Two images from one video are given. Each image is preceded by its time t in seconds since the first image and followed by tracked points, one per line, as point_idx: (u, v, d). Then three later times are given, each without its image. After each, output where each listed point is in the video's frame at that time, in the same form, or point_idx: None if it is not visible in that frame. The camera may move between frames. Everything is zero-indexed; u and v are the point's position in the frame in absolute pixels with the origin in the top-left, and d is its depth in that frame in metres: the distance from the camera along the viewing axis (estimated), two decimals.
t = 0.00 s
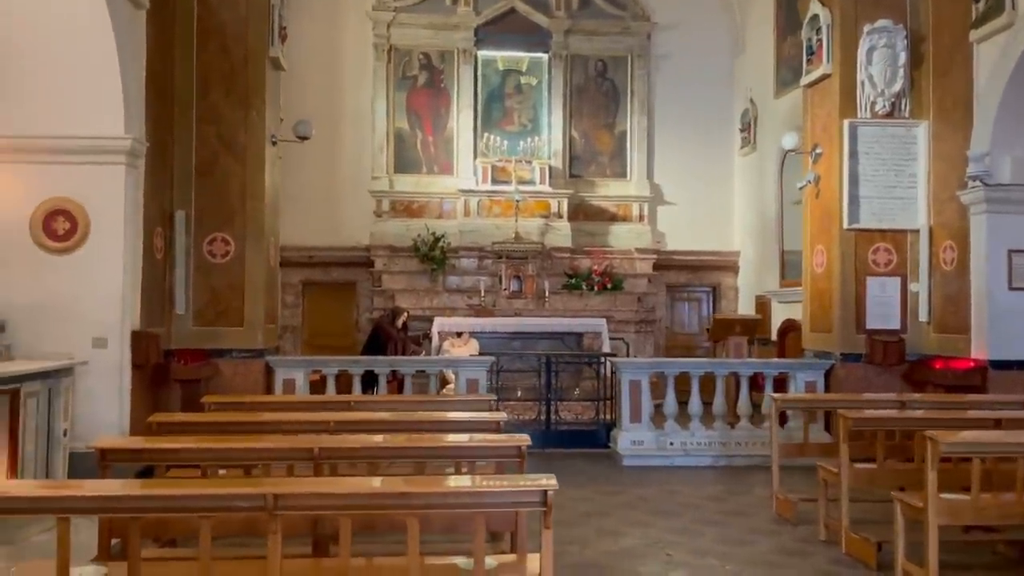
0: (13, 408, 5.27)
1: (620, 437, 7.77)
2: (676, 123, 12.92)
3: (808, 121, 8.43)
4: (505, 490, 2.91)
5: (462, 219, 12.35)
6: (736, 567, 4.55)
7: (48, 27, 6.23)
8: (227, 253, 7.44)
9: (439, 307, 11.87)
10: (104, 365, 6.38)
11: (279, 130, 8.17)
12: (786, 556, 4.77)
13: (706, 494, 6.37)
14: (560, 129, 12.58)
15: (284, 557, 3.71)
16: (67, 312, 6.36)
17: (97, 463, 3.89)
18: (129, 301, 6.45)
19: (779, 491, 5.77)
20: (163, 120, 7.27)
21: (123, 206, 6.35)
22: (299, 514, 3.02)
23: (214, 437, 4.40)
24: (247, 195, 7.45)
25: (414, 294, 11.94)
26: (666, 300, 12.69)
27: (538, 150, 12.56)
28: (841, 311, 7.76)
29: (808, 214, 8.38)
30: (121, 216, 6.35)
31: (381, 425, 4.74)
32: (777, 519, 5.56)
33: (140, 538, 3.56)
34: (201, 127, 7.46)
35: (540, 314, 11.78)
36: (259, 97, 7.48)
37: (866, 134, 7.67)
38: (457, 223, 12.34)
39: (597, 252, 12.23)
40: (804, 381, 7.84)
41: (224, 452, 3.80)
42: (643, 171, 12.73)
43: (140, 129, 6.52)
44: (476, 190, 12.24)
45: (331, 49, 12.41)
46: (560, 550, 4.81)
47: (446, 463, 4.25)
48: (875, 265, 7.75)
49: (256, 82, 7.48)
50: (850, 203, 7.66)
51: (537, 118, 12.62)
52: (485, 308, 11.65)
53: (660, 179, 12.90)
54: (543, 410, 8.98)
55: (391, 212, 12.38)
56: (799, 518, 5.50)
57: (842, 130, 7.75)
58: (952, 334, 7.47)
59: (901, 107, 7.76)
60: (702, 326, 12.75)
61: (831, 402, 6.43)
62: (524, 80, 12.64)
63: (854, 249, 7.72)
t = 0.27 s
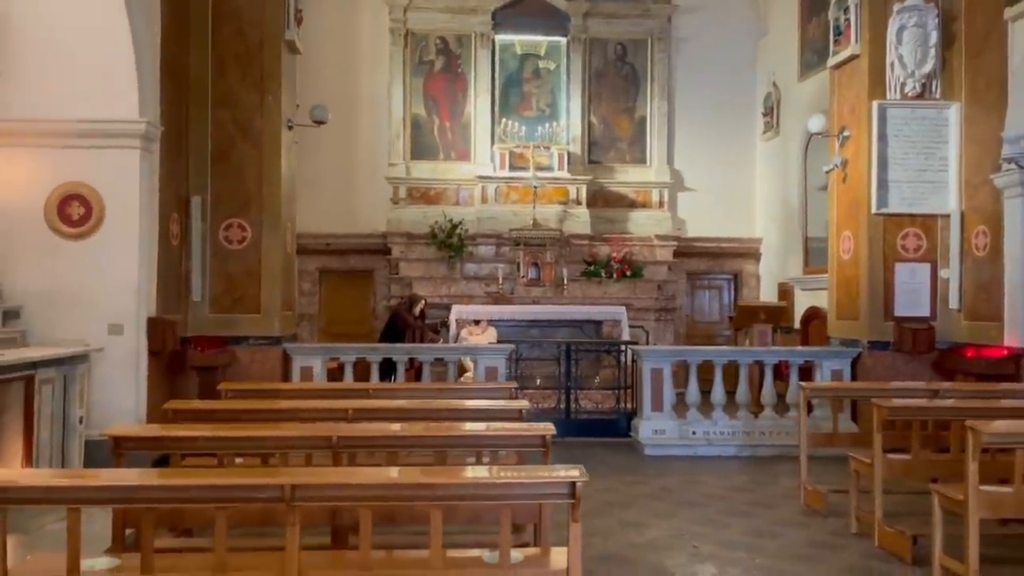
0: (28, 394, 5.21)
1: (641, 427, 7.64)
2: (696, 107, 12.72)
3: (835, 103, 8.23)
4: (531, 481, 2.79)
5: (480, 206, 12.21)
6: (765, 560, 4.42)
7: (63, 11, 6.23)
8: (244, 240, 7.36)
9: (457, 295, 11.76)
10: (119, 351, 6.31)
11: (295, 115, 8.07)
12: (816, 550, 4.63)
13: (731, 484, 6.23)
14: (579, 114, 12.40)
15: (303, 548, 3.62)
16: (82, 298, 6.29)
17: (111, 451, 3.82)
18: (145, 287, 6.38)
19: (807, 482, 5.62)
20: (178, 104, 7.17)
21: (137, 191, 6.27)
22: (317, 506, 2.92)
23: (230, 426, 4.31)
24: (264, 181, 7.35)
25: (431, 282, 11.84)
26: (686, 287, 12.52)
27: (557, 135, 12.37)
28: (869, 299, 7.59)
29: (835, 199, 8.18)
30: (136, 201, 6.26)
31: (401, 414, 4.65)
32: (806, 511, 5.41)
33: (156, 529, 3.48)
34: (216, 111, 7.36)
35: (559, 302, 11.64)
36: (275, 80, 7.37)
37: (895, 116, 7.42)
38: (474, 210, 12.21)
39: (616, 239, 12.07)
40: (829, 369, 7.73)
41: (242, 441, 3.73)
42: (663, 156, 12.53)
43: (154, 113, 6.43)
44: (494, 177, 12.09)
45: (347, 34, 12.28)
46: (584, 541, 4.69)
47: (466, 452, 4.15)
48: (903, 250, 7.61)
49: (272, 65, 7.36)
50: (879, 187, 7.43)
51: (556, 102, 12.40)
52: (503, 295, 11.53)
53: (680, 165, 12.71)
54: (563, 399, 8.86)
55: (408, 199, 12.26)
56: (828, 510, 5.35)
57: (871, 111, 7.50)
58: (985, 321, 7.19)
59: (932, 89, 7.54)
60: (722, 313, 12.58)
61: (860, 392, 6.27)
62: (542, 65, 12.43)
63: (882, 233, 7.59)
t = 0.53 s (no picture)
0: (45, 376, 5.14)
1: (665, 411, 7.47)
2: (720, 86, 12.47)
3: (866, 80, 8.00)
4: (561, 470, 2.67)
5: (499, 187, 12.05)
6: (798, 550, 4.28)
7: None
8: (262, 221, 7.27)
9: (476, 277, 11.64)
10: (137, 334, 6.24)
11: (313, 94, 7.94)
12: (850, 539, 4.48)
13: (757, 470, 6.09)
14: (600, 93, 12.18)
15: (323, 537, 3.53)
16: (99, 280, 6.22)
17: (127, 437, 3.75)
18: (162, 270, 6.31)
19: (837, 470, 5.47)
20: (195, 84, 7.06)
21: (154, 171, 6.17)
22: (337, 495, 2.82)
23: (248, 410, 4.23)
24: (281, 161, 7.24)
25: (449, 264, 11.71)
26: (709, 270, 12.33)
27: (578, 116, 12.14)
28: (901, 281, 7.36)
29: (865, 179, 7.97)
30: (151, 182, 6.17)
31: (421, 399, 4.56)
32: (836, 498, 5.27)
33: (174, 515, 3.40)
34: (233, 90, 7.25)
35: (579, 285, 11.50)
36: (292, 59, 7.24)
37: (929, 93, 7.20)
38: (494, 191, 12.05)
39: (637, 220, 11.94)
40: (858, 353, 7.57)
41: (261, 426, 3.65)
42: (686, 136, 12.31)
43: (170, 92, 6.32)
44: (513, 157, 11.92)
45: (364, 13, 12.12)
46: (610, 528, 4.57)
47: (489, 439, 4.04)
48: (937, 231, 7.34)
49: (289, 44, 7.23)
50: (913, 165, 7.23)
51: (576, 82, 12.17)
52: (523, 278, 11.40)
53: (703, 145, 12.48)
54: (584, 383, 8.75)
55: (427, 180, 12.11)
56: (860, 498, 5.20)
57: (904, 88, 7.28)
58: (1019, 304, 7.02)
59: (968, 64, 7.29)
60: (744, 296, 12.39)
61: (892, 376, 6.09)
62: (562, 43, 12.18)
63: (915, 214, 7.33)
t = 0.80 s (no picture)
0: (64, 351, 5.10)
1: (690, 389, 7.34)
2: (746, 57, 12.20)
3: (900, 50, 7.75)
4: (590, 451, 2.56)
5: (519, 161, 11.89)
6: (830, 532, 4.17)
7: None
8: (281, 196, 7.19)
9: (496, 253, 11.53)
10: (156, 308, 6.19)
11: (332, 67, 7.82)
12: (884, 521, 4.37)
13: (785, 449, 5.97)
14: (623, 65, 11.95)
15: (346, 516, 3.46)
16: (118, 255, 6.16)
17: (145, 413, 3.69)
18: (182, 244, 6.24)
19: (869, 449, 5.34)
20: (212, 55, 6.95)
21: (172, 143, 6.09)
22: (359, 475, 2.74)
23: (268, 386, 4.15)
24: (300, 134, 7.14)
25: (469, 240, 11.60)
26: (733, 245, 12.13)
27: (600, 88, 11.98)
28: (934, 257, 7.19)
29: (898, 151, 7.74)
30: (169, 155, 6.09)
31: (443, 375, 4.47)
32: (868, 479, 5.14)
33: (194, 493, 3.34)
34: (251, 62, 7.13)
35: (601, 261, 11.37)
36: (310, 30, 7.11)
37: (967, 61, 6.96)
38: (514, 166, 11.89)
39: (660, 195, 11.76)
40: (889, 330, 7.38)
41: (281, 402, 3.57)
42: (710, 109, 12.06)
43: (187, 62, 6.22)
44: (535, 131, 11.73)
45: None
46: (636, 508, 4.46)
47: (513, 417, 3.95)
48: (973, 205, 7.14)
49: (308, 14, 7.10)
50: (948, 137, 7.01)
51: (598, 53, 11.99)
52: (543, 254, 11.28)
53: (728, 118, 12.24)
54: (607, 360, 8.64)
55: (446, 154, 11.96)
56: (893, 478, 5.07)
57: (941, 56, 7.06)
58: None
59: (1008, 31, 7.02)
60: (769, 272, 12.19)
61: (926, 354, 5.94)
62: (584, 14, 11.99)
63: (950, 188, 7.12)
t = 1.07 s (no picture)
0: (85, 318, 5.05)
1: (716, 359, 7.23)
2: (774, 20, 11.88)
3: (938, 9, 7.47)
4: (608, 425, 2.45)
5: (541, 128, 11.67)
6: (864, 507, 4.05)
7: None
8: (301, 163, 7.09)
9: (518, 222, 11.39)
10: (177, 276, 6.14)
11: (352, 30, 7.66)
12: (920, 495, 4.24)
13: (815, 421, 5.85)
14: (648, 28, 11.66)
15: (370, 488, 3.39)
16: (137, 222, 6.10)
17: (166, 382, 3.62)
18: (201, 212, 6.17)
19: (903, 422, 5.20)
20: (230, 19, 6.82)
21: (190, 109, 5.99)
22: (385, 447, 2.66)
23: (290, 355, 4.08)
24: (320, 100, 7.02)
25: (491, 208, 11.45)
26: (759, 213, 11.92)
27: (624, 52, 11.67)
28: (971, 224, 6.97)
29: (934, 116, 7.50)
30: (188, 120, 5.99)
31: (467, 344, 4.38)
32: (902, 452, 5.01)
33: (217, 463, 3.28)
34: (270, 26, 6.99)
35: (625, 230, 11.23)
36: None
37: (1008, 21, 6.48)
38: (537, 132, 11.69)
39: (686, 162, 11.50)
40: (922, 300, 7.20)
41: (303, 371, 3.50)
42: (738, 75, 11.77)
43: (204, 25, 6.10)
44: (558, 97, 11.51)
45: None
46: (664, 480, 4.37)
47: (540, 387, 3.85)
48: (1011, 171, 6.91)
49: None
50: (986, 100, 6.56)
51: (623, 17, 11.69)
52: (566, 222, 11.13)
53: (756, 83, 11.97)
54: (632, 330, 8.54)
55: (468, 121, 11.78)
56: (928, 452, 4.94)
57: (981, 16, 6.60)
58: None
59: None
60: (796, 240, 11.97)
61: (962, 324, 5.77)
62: None
63: (988, 152, 6.90)
